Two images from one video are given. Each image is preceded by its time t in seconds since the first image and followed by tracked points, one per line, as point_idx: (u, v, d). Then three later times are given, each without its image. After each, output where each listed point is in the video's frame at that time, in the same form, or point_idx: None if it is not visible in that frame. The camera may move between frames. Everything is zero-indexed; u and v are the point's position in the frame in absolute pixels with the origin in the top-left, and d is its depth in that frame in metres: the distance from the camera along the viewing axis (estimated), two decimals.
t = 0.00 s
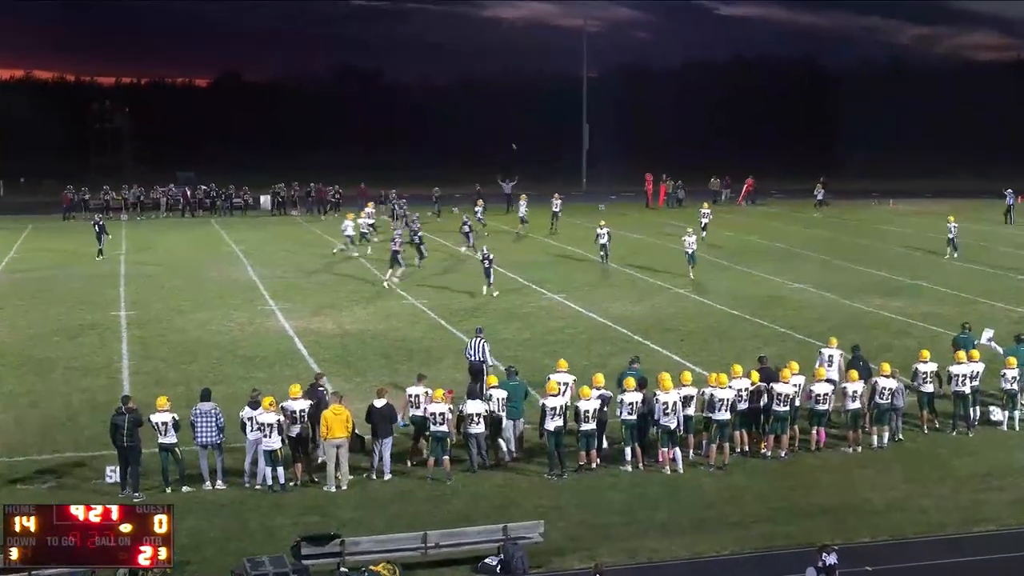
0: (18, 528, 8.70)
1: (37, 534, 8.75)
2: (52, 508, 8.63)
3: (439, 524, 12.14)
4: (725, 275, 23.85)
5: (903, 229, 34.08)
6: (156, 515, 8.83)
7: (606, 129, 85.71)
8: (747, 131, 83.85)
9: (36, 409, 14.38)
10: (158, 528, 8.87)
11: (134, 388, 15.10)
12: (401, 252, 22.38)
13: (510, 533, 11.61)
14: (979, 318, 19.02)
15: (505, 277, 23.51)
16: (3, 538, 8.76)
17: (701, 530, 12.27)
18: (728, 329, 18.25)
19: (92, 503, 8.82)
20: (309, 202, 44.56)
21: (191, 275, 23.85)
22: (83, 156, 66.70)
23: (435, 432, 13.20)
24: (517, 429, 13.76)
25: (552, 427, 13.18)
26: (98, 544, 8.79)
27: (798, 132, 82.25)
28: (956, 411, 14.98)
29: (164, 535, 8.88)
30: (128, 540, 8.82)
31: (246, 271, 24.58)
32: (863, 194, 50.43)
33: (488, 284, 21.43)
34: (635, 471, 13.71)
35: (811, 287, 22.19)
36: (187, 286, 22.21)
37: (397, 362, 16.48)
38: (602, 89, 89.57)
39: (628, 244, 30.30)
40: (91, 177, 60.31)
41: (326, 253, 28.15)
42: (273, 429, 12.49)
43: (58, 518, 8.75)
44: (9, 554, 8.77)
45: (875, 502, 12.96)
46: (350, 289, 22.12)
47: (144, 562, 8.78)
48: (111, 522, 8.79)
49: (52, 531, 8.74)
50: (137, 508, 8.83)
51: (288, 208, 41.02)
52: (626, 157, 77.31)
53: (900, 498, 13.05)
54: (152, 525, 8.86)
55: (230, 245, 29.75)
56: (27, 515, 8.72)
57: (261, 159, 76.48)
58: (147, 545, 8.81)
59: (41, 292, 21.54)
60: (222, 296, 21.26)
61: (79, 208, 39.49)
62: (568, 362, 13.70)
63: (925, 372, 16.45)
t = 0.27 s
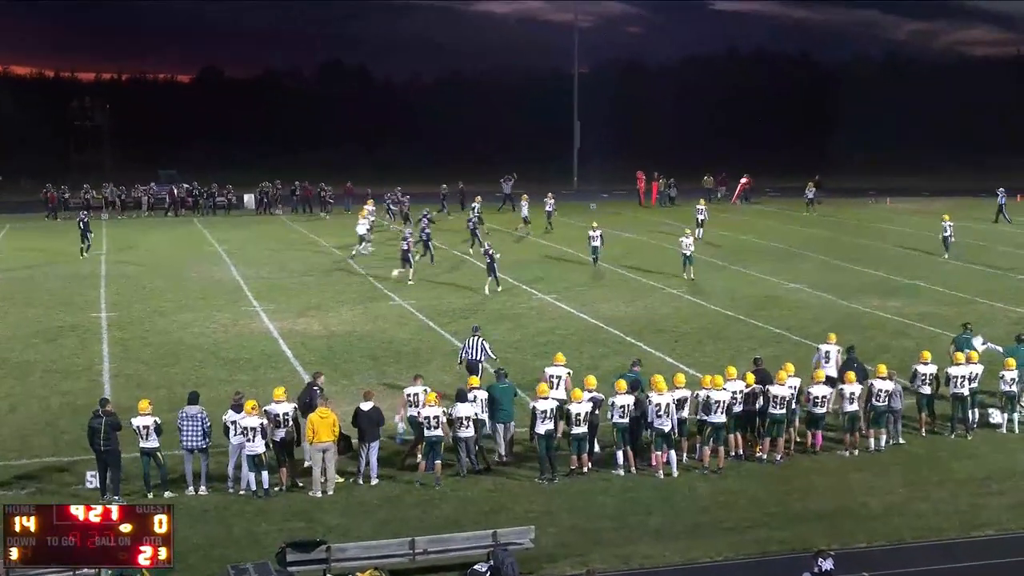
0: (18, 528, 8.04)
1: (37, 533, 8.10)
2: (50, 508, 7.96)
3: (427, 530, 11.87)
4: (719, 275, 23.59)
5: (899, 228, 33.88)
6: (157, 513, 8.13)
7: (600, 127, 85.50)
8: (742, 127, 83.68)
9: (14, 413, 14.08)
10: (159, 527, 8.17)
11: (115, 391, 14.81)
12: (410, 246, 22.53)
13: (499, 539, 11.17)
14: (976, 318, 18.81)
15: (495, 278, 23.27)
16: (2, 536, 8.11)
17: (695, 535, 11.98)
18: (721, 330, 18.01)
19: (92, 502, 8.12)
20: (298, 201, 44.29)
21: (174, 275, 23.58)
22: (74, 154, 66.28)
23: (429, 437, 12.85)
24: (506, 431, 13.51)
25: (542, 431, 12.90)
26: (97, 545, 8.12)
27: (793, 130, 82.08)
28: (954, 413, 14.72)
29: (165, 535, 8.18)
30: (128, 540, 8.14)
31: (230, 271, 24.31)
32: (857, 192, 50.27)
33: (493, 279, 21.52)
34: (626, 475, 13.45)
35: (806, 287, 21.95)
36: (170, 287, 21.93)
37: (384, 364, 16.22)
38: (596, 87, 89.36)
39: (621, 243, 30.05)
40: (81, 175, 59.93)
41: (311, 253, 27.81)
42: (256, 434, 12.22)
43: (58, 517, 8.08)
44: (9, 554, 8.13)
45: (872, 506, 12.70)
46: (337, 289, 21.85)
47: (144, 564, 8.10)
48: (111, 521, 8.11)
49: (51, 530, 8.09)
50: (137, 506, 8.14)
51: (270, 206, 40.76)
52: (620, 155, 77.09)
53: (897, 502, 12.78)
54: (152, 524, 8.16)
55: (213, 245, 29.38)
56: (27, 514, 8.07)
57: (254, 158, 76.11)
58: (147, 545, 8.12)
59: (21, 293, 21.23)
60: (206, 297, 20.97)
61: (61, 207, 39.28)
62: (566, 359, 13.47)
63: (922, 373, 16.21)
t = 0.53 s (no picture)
0: (18, 527, 8.07)
1: (37, 533, 8.13)
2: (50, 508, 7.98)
3: (415, 535, 11.64)
4: (713, 275, 23.41)
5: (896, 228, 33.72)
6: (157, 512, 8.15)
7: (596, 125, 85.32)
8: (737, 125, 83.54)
9: None
10: (159, 527, 8.19)
11: (99, 394, 14.59)
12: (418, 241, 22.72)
13: (491, 543, 10.70)
14: (974, 319, 18.63)
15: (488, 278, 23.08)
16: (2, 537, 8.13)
17: (689, 540, 11.76)
18: (716, 331, 17.81)
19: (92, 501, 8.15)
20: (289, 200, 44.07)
21: (160, 275, 23.40)
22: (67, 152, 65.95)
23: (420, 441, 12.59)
24: (498, 435, 13.28)
25: (533, 433, 12.67)
26: (98, 545, 8.15)
27: (790, 129, 81.93)
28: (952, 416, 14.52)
29: (164, 535, 8.19)
30: (128, 540, 8.16)
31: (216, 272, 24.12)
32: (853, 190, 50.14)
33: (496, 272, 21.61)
34: (619, 479, 13.24)
35: (803, 287, 21.76)
36: (154, 288, 21.73)
37: (374, 366, 16.03)
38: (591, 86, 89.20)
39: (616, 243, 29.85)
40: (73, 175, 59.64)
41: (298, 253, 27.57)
42: (243, 437, 12.00)
43: (57, 517, 8.11)
44: (9, 554, 8.15)
45: (870, 510, 12.49)
46: (327, 290, 21.64)
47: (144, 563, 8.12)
48: (111, 521, 8.13)
49: (51, 530, 8.11)
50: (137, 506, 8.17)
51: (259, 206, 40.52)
52: (615, 153, 76.89)
53: (896, 506, 12.57)
54: (152, 525, 8.18)
55: (199, 245, 29.12)
56: (27, 514, 8.09)
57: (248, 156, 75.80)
58: (147, 545, 8.15)
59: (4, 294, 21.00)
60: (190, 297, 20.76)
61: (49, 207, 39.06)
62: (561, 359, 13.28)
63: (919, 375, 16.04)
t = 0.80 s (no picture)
0: (18, 528, 8.01)
1: (38, 533, 8.06)
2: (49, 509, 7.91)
3: (407, 539, 11.44)
4: (709, 275, 23.25)
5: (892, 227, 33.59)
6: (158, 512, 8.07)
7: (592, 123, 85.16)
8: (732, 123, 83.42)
9: None
10: (159, 527, 8.11)
11: (85, 396, 14.42)
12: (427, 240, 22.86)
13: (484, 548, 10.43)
14: (972, 319, 18.46)
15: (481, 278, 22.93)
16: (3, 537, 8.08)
17: (685, 543, 11.57)
18: (711, 331, 17.64)
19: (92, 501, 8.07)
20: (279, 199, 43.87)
21: (147, 275, 23.25)
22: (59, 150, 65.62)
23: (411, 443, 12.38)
24: (491, 436, 13.12)
25: (527, 435, 12.47)
26: (97, 544, 8.06)
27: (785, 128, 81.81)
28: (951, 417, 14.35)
29: (165, 535, 8.11)
30: (127, 540, 8.08)
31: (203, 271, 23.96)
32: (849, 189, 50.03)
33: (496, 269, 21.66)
34: (614, 481, 13.07)
35: (799, 287, 21.60)
36: (141, 288, 21.57)
37: (366, 367, 15.87)
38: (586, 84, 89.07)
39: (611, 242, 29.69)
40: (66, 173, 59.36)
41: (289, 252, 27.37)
42: (232, 441, 11.81)
43: (57, 516, 8.04)
44: (9, 554, 8.10)
45: (868, 512, 12.31)
46: (318, 290, 21.46)
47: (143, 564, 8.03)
48: (111, 521, 8.05)
49: (51, 530, 8.04)
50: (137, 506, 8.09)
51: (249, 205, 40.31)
52: (610, 151, 76.73)
53: (894, 509, 12.39)
54: (153, 524, 8.09)
55: (188, 245, 28.89)
56: (27, 514, 8.03)
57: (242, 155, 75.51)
58: (146, 545, 8.06)
59: None
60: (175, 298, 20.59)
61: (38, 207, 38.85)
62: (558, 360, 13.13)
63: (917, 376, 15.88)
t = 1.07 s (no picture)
0: (18, 528, 7.92)
1: (37, 533, 7.96)
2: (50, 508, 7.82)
3: (400, 542, 11.32)
4: (705, 275, 23.15)
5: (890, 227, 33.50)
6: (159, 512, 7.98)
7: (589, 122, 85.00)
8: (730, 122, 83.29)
9: None
10: (159, 528, 8.02)
11: (74, 398, 14.31)
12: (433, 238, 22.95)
13: (478, 550, 10.16)
14: (971, 320, 18.35)
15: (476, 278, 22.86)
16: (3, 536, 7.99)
17: (681, 546, 11.45)
18: (706, 332, 17.54)
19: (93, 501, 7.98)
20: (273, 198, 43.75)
21: (139, 275, 23.16)
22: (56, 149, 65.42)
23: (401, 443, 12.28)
24: (484, 438, 12.99)
25: (521, 436, 12.35)
26: (98, 545, 7.97)
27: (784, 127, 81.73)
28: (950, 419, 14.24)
29: (164, 535, 8.03)
30: (128, 540, 7.99)
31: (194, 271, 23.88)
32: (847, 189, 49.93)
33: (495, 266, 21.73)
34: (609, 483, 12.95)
35: (795, 287, 21.50)
36: (131, 287, 21.49)
37: (359, 369, 15.76)
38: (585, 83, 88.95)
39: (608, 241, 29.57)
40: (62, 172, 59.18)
41: (283, 252, 27.25)
42: (224, 445, 11.68)
43: (58, 517, 7.95)
44: (10, 554, 8.02)
45: (865, 515, 12.19)
46: (311, 290, 21.34)
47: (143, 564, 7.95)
48: (112, 521, 7.96)
49: (51, 529, 7.94)
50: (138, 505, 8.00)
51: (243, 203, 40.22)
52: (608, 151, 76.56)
53: (892, 511, 12.27)
54: (153, 524, 8.01)
55: (181, 245, 28.76)
56: (28, 514, 7.93)
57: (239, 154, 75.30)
58: (147, 545, 7.98)
59: None
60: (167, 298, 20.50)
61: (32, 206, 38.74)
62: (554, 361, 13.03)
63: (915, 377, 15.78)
